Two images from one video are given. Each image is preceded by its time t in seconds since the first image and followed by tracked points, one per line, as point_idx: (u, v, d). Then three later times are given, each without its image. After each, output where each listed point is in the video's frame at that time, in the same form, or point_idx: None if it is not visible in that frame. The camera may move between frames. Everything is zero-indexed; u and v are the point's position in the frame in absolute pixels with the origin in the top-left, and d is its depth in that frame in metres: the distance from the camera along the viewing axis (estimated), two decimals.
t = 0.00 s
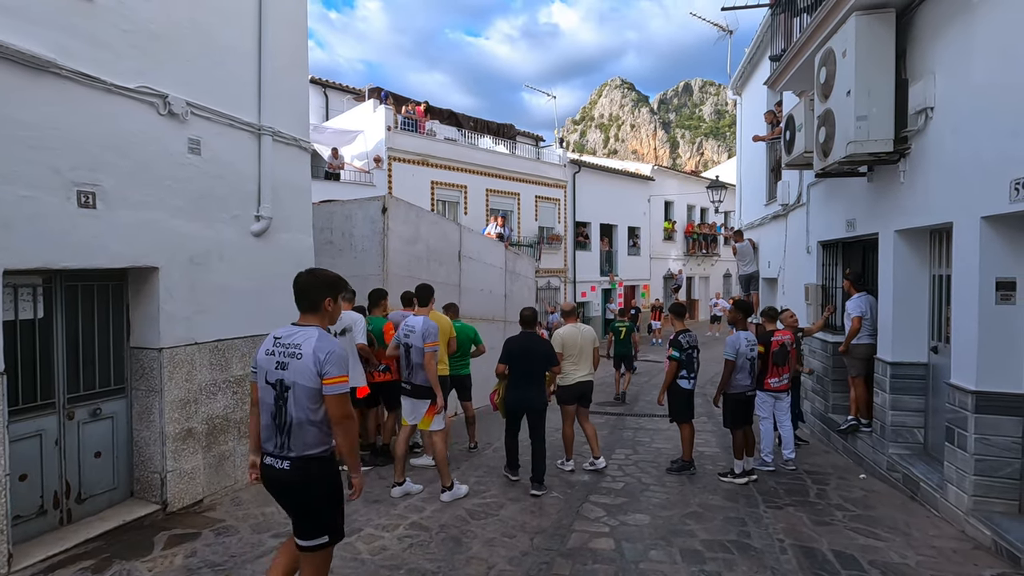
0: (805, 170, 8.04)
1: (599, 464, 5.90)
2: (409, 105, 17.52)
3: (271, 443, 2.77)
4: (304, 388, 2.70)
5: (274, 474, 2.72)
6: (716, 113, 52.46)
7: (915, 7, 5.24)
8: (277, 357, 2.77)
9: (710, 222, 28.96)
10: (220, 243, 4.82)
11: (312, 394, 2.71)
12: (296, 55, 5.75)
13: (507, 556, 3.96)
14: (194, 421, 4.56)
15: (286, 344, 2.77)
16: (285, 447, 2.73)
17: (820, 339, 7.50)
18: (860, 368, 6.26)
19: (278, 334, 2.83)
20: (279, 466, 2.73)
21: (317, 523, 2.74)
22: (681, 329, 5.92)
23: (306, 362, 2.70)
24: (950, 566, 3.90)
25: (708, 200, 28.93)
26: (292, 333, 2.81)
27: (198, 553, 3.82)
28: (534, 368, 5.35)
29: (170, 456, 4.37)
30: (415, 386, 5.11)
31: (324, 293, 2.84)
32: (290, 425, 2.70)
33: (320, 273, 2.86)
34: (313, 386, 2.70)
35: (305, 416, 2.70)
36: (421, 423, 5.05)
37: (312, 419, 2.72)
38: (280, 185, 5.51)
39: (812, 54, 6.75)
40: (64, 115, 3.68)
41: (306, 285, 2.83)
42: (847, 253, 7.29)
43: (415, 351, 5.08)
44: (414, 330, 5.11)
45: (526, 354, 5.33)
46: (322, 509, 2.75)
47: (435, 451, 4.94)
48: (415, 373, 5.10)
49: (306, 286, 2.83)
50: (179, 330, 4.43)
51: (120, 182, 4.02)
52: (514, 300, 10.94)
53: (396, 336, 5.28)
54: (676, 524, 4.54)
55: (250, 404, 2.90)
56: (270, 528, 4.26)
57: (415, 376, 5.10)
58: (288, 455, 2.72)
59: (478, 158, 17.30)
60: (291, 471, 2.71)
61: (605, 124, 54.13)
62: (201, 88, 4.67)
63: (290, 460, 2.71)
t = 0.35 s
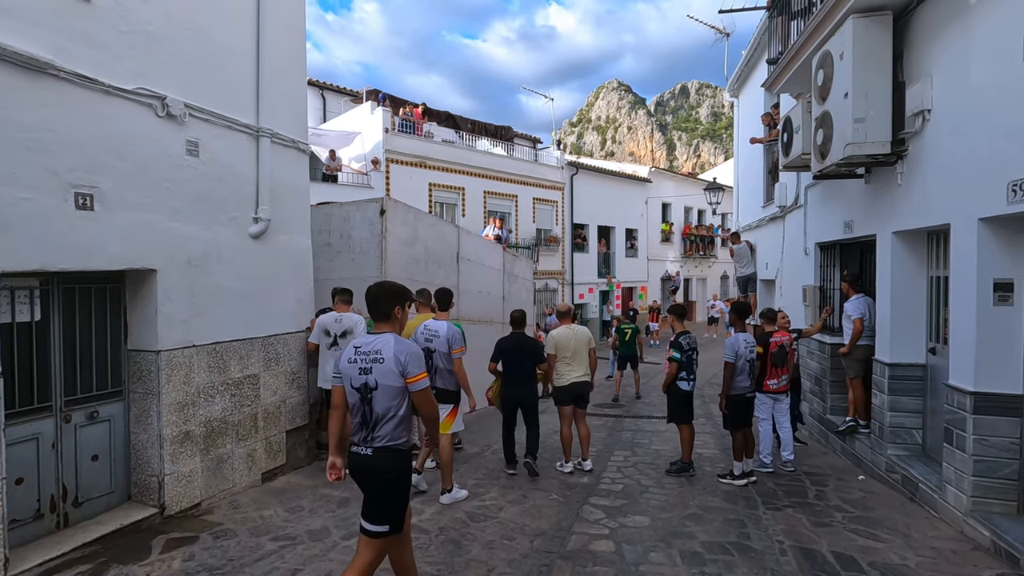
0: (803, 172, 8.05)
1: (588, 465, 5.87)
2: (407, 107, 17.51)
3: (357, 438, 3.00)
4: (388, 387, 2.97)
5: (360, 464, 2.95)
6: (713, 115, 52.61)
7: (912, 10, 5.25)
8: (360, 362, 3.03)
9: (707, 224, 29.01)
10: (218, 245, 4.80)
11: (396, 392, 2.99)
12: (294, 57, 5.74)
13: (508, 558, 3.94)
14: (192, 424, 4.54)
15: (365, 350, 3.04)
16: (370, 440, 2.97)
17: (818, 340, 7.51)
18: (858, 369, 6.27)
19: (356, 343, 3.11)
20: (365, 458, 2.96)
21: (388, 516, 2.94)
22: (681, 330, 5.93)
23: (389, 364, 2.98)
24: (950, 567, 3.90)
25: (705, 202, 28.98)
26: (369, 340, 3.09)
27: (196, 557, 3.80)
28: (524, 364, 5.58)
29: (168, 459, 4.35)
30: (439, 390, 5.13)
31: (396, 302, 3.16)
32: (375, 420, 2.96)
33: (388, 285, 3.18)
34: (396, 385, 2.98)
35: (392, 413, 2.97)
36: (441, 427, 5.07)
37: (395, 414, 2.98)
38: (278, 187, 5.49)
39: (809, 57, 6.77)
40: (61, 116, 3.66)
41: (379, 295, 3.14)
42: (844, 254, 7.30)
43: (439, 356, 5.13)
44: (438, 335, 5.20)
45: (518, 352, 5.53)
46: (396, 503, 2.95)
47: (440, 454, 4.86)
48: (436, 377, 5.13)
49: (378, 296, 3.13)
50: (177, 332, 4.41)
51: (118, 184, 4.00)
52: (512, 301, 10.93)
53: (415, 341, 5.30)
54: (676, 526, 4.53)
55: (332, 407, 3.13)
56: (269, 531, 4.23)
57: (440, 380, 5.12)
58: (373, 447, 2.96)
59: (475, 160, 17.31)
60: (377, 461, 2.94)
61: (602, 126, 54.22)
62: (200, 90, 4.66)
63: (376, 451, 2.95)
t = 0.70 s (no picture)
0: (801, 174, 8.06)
1: (587, 468, 5.89)
2: (405, 110, 17.53)
3: (427, 419, 3.45)
4: (451, 373, 3.40)
5: (434, 442, 3.38)
6: (710, 117, 52.73)
7: (910, 12, 5.27)
8: (426, 350, 3.50)
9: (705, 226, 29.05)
10: (216, 247, 4.79)
11: (457, 377, 3.39)
12: (293, 59, 5.74)
13: (507, 561, 3.94)
14: (190, 427, 4.53)
15: (432, 342, 3.49)
16: (439, 420, 3.40)
17: (816, 342, 7.52)
18: (857, 371, 6.27)
19: (424, 335, 3.57)
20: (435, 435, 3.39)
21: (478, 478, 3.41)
22: (681, 332, 5.92)
23: (451, 352, 3.41)
24: (948, 568, 3.90)
25: (703, 204, 29.01)
26: (434, 332, 3.55)
27: (194, 561, 3.78)
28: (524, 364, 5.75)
29: (166, 462, 4.33)
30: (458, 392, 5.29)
31: (457, 298, 3.59)
32: (442, 402, 3.40)
33: (448, 283, 3.61)
34: (457, 370, 3.39)
35: (452, 395, 3.38)
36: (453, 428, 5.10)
37: (458, 397, 3.38)
38: (277, 189, 5.48)
39: (807, 59, 6.80)
40: (59, 119, 3.65)
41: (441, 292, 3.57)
42: (843, 256, 7.31)
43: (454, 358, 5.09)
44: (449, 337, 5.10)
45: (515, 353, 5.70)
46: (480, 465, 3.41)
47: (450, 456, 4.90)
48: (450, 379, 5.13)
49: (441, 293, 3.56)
50: (175, 335, 4.40)
51: (116, 186, 3.99)
52: (511, 303, 10.94)
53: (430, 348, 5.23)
54: (675, 528, 4.53)
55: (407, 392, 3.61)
56: (268, 535, 4.22)
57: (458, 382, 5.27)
58: (444, 427, 3.39)
59: (474, 162, 17.32)
60: (448, 439, 3.37)
61: (600, 128, 54.31)
62: (198, 92, 4.66)
63: (447, 430, 3.39)
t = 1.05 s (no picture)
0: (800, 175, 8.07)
1: (587, 469, 5.87)
2: (405, 111, 17.53)
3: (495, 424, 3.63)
4: (522, 382, 3.62)
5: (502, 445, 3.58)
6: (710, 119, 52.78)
7: (908, 13, 5.27)
8: (494, 361, 3.70)
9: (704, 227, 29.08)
10: (216, 248, 4.79)
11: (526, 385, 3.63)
12: (292, 61, 5.74)
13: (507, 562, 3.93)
14: (190, 429, 4.53)
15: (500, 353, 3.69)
16: (507, 424, 3.61)
17: (815, 343, 7.52)
18: (856, 372, 6.27)
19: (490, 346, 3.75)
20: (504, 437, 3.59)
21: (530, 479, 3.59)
22: (681, 333, 5.92)
23: (522, 363, 3.64)
24: (948, 568, 3.90)
25: (703, 205, 29.03)
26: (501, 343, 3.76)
27: (193, 563, 3.77)
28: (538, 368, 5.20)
29: (165, 464, 4.33)
30: (461, 390, 5.30)
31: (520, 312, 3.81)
32: (511, 409, 3.60)
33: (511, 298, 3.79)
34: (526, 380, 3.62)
35: (522, 402, 3.60)
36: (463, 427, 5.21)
37: (527, 404, 3.61)
38: (276, 191, 5.48)
39: (805, 61, 6.80)
40: (58, 120, 3.65)
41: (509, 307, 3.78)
42: (842, 257, 7.31)
43: (458, 356, 5.28)
44: (454, 336, 5.30)
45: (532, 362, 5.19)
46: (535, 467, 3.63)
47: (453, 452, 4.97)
48: (456, 378, 5.30)
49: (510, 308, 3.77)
50: (174, 337, 4.40)
51: (116, 188, 3.99)
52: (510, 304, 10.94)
53: (430, 347, 5.33)
54: (675, 529, 4.53)
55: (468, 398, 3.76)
56: (267, 536, 4.21)
57: (459, 381, 5.29)
58: (513, 431, 3.60)
59: (473, 164, 17.34)
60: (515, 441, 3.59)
61: (600, 130, 54.36)
62: (198, 94, 4.67)
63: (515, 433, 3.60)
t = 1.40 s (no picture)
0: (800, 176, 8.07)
1: (588, 470, 5.81)
2: (405, 112, 17.55)
3: (542, 414, 3.85)
4: (569, 376, 3.87)
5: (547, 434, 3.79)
6: (710, 119, 52.79)
7: (910, 12, 5.26)
8: (543, 358, 3.92)
9: (705, 228, 29.08)
10: (216, 249, 4.79)
11: (574, 380, 3.87)
12: (292, 62, 5.74)
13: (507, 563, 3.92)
14: (190, 430, 4.52)
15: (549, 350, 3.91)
16: (552, 414, 3.83)
17: (816, 344, 7.50)
18: (856, 372, 6.25)
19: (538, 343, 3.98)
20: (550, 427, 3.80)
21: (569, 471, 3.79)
22: (681, 334, 5.90)
23: (569, 360, 3.88)
24: (949, 570, 3.89)
25: (704, 206, 29.01)
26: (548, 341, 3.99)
27: (194, 564, 3.75)
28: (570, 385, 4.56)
29: (166, 465, 4.32)
30: (468, 389, 5.32)
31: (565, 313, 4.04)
32: (559, 401, 3.84)
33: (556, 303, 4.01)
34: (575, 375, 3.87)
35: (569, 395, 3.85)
36: (474, 424, 5.34)
37: (573, 396, 3.86)
38: (276, 192, 5.48)
39: (806, 61, 6.80)
40: (58, 121, 3.65)
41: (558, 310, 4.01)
42: (843, 258, 7.28)
43: (463, 355, 5.30)
44: (459, 336, 5.33)
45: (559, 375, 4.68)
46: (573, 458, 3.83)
47: (451, 449, 5.18)
48: (462, 377, 5.30)
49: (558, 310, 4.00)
50: (175, 338, 4.40)
51: (117, 189, 3.99)
52: (511, 305, 10.93)
53: (435, 348, 5.30)
54: (676, 530, 4.52)
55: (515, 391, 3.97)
56: (268, 538, 4.21)
57: (466, 380, 5.31)
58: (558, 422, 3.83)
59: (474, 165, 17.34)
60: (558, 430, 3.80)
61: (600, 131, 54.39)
62: (199, 95, 4.67)
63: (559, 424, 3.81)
